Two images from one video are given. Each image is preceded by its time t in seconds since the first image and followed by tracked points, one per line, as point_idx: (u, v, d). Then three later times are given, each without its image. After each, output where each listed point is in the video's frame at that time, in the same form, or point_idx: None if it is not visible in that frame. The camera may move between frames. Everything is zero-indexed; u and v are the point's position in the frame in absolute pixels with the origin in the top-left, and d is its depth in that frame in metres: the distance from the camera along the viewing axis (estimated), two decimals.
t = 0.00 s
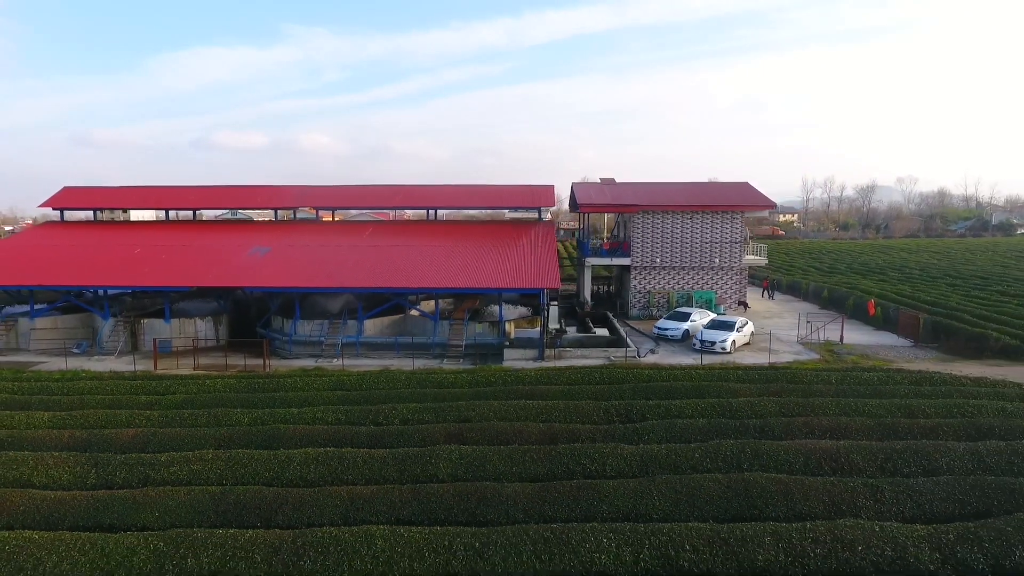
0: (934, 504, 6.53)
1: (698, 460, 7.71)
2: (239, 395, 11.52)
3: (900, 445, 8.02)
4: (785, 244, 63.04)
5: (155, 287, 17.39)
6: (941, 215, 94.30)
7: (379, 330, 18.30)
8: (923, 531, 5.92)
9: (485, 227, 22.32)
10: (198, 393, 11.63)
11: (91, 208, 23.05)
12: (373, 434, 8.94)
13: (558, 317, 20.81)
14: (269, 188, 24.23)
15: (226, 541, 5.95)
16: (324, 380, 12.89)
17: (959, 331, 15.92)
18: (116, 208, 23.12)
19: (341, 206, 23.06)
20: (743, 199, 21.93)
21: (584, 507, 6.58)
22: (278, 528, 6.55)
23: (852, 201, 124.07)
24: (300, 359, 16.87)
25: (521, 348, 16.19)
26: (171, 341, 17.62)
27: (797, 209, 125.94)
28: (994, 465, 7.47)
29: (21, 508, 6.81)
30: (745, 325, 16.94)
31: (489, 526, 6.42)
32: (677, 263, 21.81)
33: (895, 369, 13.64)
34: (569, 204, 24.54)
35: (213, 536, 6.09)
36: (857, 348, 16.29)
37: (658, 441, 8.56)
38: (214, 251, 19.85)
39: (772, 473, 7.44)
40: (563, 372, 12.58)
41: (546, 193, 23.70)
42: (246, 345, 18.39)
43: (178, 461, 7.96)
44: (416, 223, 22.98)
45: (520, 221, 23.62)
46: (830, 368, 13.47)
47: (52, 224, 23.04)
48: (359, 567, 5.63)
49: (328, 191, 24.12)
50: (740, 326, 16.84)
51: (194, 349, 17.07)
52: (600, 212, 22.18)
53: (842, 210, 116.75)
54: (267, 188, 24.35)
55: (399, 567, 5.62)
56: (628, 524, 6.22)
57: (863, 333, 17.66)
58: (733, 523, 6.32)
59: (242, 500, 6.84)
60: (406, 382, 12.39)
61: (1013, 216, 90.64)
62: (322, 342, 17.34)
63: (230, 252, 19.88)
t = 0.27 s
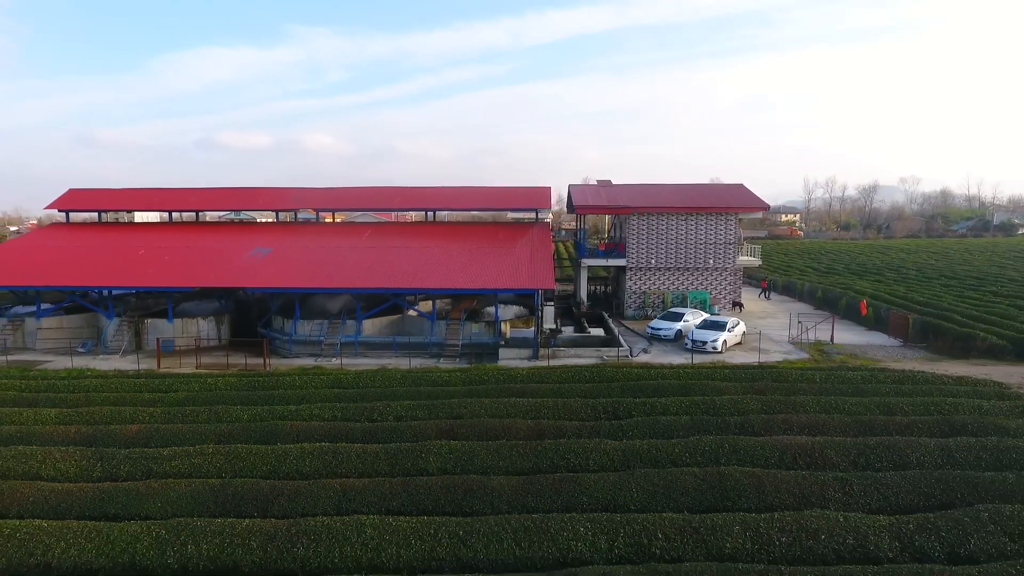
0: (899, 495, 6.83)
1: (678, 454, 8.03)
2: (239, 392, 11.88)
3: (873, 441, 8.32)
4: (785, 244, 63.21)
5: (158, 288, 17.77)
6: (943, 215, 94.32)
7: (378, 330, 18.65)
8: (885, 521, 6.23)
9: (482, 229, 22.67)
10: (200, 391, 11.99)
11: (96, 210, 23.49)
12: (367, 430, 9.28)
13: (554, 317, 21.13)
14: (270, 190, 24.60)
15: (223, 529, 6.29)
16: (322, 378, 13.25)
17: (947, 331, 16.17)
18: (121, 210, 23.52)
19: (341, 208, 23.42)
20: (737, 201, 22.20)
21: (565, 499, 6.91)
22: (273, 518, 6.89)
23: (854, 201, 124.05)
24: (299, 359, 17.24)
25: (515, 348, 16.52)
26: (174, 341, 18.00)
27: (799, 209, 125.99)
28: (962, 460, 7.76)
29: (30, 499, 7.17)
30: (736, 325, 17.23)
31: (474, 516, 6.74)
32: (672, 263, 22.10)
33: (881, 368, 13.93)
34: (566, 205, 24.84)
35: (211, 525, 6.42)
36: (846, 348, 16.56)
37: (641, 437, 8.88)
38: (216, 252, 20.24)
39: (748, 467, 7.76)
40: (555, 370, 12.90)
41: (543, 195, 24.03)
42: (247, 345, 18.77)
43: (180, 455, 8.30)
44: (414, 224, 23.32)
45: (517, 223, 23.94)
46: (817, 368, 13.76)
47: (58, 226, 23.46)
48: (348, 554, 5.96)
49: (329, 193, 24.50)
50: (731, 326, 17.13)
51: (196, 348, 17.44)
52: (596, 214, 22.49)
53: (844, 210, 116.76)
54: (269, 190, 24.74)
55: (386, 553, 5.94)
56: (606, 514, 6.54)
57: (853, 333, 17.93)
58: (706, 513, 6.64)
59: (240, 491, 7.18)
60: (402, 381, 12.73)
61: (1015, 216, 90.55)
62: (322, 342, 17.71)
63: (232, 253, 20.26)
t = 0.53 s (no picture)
0: (870, 488, 7.13)
1: (660, 449, 8.35)
2: (241, 390, 12.25)
3: (850, 437, 8.61)
4: (787, 245, 63.35)
5: (163, 288, 18.17)
6: (946, 215, 94.15)
7: (378, 330, 19.02)
8: (853, 512, 6.53)
9: (481, 230, 23.01)
10: (203, 389, 12.38)
11: (103, 212, 23.95)
12: (363, 427, 9.62)
13: (551, 317, 21.46)
14: (273, 193, 25.02)
15: (222, 518, 6.62)
16: (322, 376, 13.62)
17: (938, 331, 16.39)
18: (127, 212, 23.97)
19: (342, 210, 23.80)
20: (733, 203, 22.47)
21: (549, 491, 7.23)
22: (271, 508, 7.24)
23: (858, 202, 123.80)
24: (301, 358, 17.63)
25: (512, 347, 16.87)
26: (179, 340, 18.41)
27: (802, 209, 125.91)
28: (934, 456, 8.05)
29: (41, 490, 7.55)
30: (729, 325, 17.51)
31: (462, 508, 7.07)
32: (669, 264, 22.39)
33: (869, 368, 14.19)
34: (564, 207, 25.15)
35: (211, 514, 6.76)
36: (838, 348, 16.80)
37: (627, 433, 9.20)
38: (219, 254, 20.64)
39: (727, 461, 8.07)
40: (548, 370, 13.21)
41: (542, 197, 24.37)
42: (250, 344, 19.16)
43: (184, 450, 8.66)
44: (414, 226, 23.68)
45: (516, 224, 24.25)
46: (806, 367, 14.03)
47: (65, 227, 23.92)
48: (341, 541, 6.29)
49: (331, 196, 24.90)
50: (725, 326, 17.41)
51: (200, 348, 17.84)
52: (594, 216, 22.79)
53: (847, 210, 116.64)
54: (272, 192, 25.17)
55: (376, 541, 6.27)
56: (587, 505, 6.86)
57: (846, 333, 18.18)
58: (684, 505, 6.94)
59: (239, 483, 7.53)
60: (399, 380, 13.07)
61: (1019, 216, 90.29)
62: (323, 342, 18.10)
63: (235, 254, 20.65)
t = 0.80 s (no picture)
0: (844, 483, 7.42)
1: (646, 445, 8.67)
2: (245, 388, 12.64)
3: (831, 434, 8.90)
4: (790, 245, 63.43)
5: (169, 289, 18.60)
6: (952, 215, 93.87)
7: (379, 330, 19.40)
8: (825, 505, 6.82)
9: (482, 232, 23.36)
10: (208, 387, 12.77)
11: (111, 214, 24.44)
12: (361, 423, 9.98)
13: (550, 318, 21.78)
14: (278, 195, 25.45)
15: (224, 509, 6.98)
16: (324, 375, 13.99)
17: (930, 332, 16.61)
18: (134, 214, 24.45)
19: (345, 212, 24.20)
20: (730, 205, 22.73)
21: (536, 485, 7.56)
22: (271, 500, 7.59)
23: (863, 202, 123.51)
24: (304, 357, 18.03)
25: (510, 348, 17.22)
26: (185, 340, 18.83)
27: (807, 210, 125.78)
28: (911, 452, 8.33)
29: (54, 482, 7.93)
30: (724, 326, 17.78)
31: (452, 500, 7.40)
32: (667, 266, 22.66)
33: (859, 368, 14.45)
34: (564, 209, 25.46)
35: (214, 505, 7.12)
36: (832, 348, 17.03)
37: (614, 430, 9.52)
38: (224, 255, 21.06)
39: (710, 457, 8.37)
40: (543, 369, 13.54)
41: (541, 199, 24.70)
42: (254, 344, 19.57)
43: (188, 445, 9.03)
44: (416, 228, 24.04)
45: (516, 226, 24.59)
46: (797, 368, 14.30)
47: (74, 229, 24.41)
48: (336, 530, 6.64)
49: (334, 198, 25.31)
50: (720, 327, 17.68)
51: (205, 347, 18.26)
52: (592, 218, 23.10)
53: (852, 211, 116.42)
54: (276, 195, 25.61)
55: (369, 530, 6.61)
56: (571, 498, 7.18)
57: (840, 334, 18.42)
58: (664, 498, 7.26)
59: (241, 476, 7.89)
60: (398, 379, 13.43)
61: None
62: (325, 341, 18.51)
63: (240, 255, 21.07)
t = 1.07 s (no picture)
0: (823, 479, 7.70)
1: (635, 442, 8.98)
2: (250, 386, 13.04)
3: (815, 433, 9.17)
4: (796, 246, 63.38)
5: (178, 289, 19.06)
6: (961, 216, 93.28)
7: (383, 330, 19.80)
8: (802, 499, 7.11)
9: (484, 233, 23.71)
10: (215, 385, 13.18)
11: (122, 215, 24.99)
12: (362, 420, 10.34)
13: (551, 318, 22.10)
14: (284, 197, 25.91)
15: (228, 499, 7.35)
16: (327, 374, 14.38)
17: (925, 333, 16.79)
18: (144, 216, 24.99)
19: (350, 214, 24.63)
20: (730, 207, 22.96)
21: (526, 479, 7.88)
22: (274, 491, 7.97)
23: (871, 202, 122.90)
24: (309, 356, 18.45)
25: (510, 347, 17.57)
26: (193, 339, 19.30)
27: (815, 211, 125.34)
28: (892, 449, 8.60)
29: (68, 474, 8.35)
30: (722, 327, 18.03)
31: (445, 492, 7.75)
32: (667, 267, 22.91)
33: (853, 369, 14.67)
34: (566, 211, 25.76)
35: (218, 496, 7.49)
36: (828, 349, 17.24)
37: (605, 428, 9.83)
38: (232, 256, 21.52)
39: (697, 453, 8.66)
40: (540, 369, 13.86)
41: (543, 202, 25.02)
42: (261, 343, 20.00)
43: (195, 440, 9.43)
44: (419, 229, 24.42)
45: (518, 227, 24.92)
46: (791, 368, 14.55)
47: (86, 230, 24.96)
48: (334, 520, 6.99)
49: (339, 200, 25.75)
50: (717, 327, 17.93)
51: (213, 346, 18.71)
52: (593, 219, 23.39)
53: (860, 211, 115.89)
54: (283, 197, 26.08)
55: (365, 520, 6.96)
56: (558, 491, 7.50)
57: (838, 335, 18.62)
58: (649, 492, 7.56)
59: (245, 469, 8.27)
60: (399, 377, 13.79)
61: None
62: (330, 341, 18.96)
63: (247, 256, 21.52)
